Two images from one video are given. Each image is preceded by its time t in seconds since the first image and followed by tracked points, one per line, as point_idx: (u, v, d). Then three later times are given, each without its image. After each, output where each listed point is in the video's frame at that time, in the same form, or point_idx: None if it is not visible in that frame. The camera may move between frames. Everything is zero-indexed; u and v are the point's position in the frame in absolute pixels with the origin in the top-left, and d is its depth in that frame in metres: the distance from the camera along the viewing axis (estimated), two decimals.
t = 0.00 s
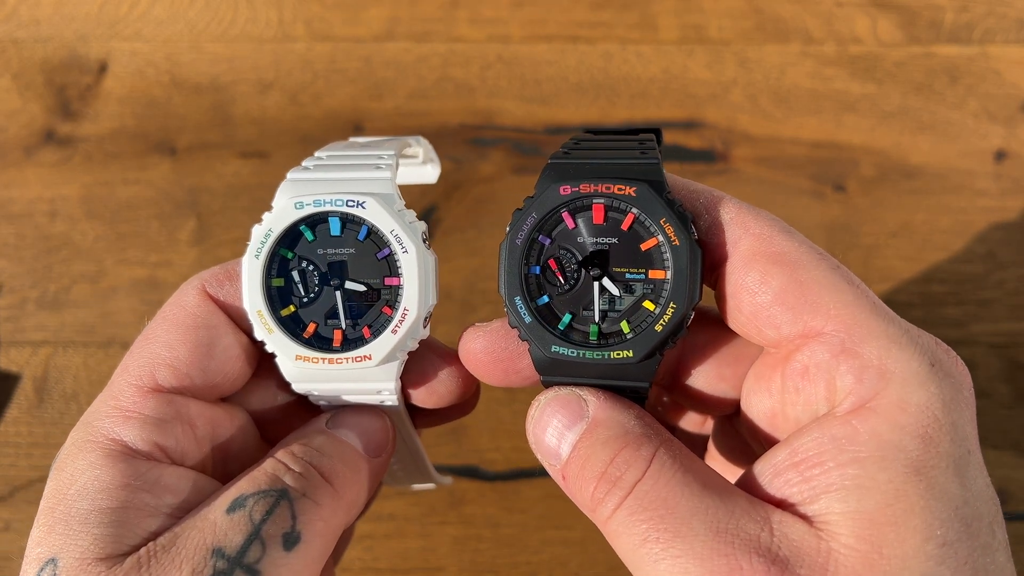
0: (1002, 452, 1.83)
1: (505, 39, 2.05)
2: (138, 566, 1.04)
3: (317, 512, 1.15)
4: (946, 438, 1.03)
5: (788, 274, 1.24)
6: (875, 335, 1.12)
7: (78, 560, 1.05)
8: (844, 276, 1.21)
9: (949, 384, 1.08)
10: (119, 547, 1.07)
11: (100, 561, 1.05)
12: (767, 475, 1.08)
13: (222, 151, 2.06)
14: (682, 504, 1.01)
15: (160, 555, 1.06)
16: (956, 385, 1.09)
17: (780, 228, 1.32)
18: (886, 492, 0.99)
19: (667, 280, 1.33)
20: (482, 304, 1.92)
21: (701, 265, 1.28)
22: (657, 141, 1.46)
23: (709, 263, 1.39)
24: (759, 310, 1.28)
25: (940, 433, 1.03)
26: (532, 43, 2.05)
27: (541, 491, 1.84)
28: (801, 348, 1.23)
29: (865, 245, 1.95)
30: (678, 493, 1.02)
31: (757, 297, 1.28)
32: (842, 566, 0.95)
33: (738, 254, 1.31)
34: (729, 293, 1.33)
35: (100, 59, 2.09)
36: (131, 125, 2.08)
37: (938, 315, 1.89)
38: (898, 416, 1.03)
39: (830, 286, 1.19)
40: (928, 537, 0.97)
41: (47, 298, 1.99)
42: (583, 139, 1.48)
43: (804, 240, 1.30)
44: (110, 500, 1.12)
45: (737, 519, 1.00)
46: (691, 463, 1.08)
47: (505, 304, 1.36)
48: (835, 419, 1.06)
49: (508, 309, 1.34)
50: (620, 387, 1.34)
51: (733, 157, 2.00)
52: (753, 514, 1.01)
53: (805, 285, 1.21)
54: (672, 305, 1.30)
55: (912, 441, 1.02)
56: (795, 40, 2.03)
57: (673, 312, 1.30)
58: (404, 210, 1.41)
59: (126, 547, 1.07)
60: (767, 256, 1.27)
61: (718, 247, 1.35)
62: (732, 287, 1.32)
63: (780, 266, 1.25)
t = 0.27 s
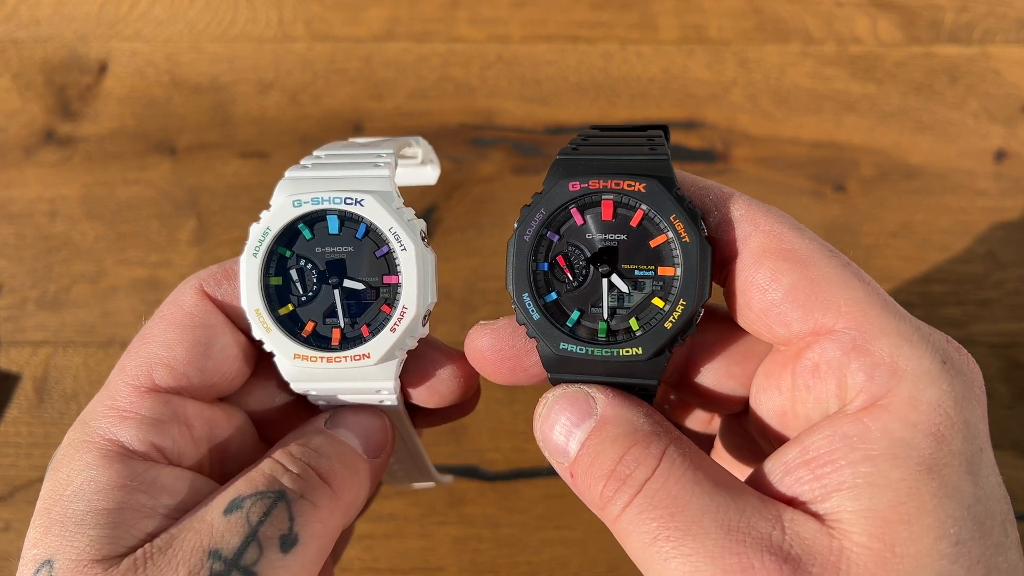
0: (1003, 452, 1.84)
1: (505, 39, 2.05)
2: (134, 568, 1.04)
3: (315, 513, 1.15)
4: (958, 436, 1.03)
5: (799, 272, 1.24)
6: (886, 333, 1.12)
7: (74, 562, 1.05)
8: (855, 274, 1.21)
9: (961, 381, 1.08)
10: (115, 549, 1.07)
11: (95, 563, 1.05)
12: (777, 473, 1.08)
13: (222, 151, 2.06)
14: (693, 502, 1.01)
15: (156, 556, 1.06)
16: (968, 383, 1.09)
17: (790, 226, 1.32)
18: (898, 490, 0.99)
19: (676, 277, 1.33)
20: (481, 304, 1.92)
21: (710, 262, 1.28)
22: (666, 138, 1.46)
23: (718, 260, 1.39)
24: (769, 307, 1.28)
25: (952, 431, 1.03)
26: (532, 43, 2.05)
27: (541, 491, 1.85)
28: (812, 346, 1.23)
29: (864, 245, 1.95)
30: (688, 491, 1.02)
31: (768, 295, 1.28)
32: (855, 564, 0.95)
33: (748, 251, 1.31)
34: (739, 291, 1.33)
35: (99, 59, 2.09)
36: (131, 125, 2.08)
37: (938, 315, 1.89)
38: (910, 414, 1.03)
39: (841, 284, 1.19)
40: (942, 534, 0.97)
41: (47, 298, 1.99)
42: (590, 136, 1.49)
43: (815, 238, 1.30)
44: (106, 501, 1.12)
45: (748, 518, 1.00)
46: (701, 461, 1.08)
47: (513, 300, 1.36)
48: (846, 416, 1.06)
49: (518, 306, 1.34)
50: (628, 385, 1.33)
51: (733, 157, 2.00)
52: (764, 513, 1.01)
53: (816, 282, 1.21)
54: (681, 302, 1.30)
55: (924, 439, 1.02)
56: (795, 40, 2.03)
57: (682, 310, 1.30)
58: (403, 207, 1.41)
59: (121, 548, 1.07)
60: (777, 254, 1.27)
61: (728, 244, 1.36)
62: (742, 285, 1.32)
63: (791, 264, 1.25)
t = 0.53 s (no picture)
0: (1003, 452, 1.84)
1: (505, 39, 2.05)
2: (146, 561, 1.04)
3: (326, 507, 1.15)
4: (964, 439, 1.03)
5: (800, 277, 1.24)
6: (890, 337, 1.12)
7: (88, 554, 1.05)
8: (856, 279, 1.21)
9: (966, 384, 1.08)
10: (128, 542, 1.07)
11: (109, 556, 1.05)
12: (780, 477, 1.08)
13: (222, 151, 2.06)
14: (697, 507, 1.01)
15: (169, 550, 1.06)
16: (974, 385, 1.09)
17: (790, 231, 1.32)
18: (902, 495, 0.99)
19: (676, 280, 1.32)
20: (482, 304, 1.92)
21: (709, 264, 1.28)
22: (665, 140, 1.47)
23: (718, 265, 1.39)
24: (770, 313, 1.28)
25: (957, 434, 1.03)
26: (532, 43, 2.05)
27: (541, 491, 1.84)
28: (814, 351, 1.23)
29: (864, 245, 1.95)
30: (692, 496, 1.02)
31: (769, 301, 1.27)
32: (859, 569, 0.96)
33: (749, 257, 1.31)
34: (740, 296, 1.33)
35: (100, 59, 2.09)
36: (131, 125, 2.08)
37: (938, 315, 1.89)
38: (914, 418, 1.03)
39: (842, 288, 1.19)
40: (946, 539, 0.98)
41: (47, 298, 1.99)
42: (591, 140, 1.50)
43: (815, 242, 1.30)
44: (119, 495, 1.12)
45: (753, 522, 1.00)
46: (705, 466, 1.08)
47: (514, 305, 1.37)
48: (850, 421, 1.06)
49: (518, 311, 1.35)
50: (629, 389, 1.32)
51: (733, 156, 2.00)
52: (767, 517, 1.01)
53: (817, 287, 1.21)
54: (680, 305, 1.29)
55: (929, 443, 1.02)
56: (795, 40, 2.03)
57: (682, 312, 1.29)
58: (413, 207, 1.41)
59: (134, 541, 1.07)
60: (778, 259, 1.27)
61: (727, 251, 1.35)
62: (743, 290, 1.32)
63: (792, 268, 1.25)
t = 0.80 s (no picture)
0: (1002, 452, 1.84)
1: (505, 39, 2.05)
2: (150, 559, 1.04)
3: (328, 507, 1.15)
4: (941, 456, 1.02)
5: (779, 289, 1.23)
6: (869, 350, 1.10)
7: (92, 551, 1.05)
8: (840, 289, 1.19)
9: (948, 399, 1.06)
10: (132, 540, 1.07)
11: (113, 554, 1.05)
12: (757, 489, 1.09)
13: (222, 151, 2.06)
14: (671, 519, 1.02)
15: (173, 547, 1.06)
16: (957, 400, 1.06)
17: (773, 241, 1.30)
18: (872, 513, 0.99)
19: (654, 292, 1.31)
20: (481, 304, 1.92)
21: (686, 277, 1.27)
22: (650, 148, 1.45)
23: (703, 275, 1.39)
24: (751, 325, 1.27)
25: (934, 451, 1.02)
26: (532, 43, 2.05)
27: (541, 491, 1.84)
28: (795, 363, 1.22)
29: (865, 245, 1.95)
30: (667, 508, 1.03)
31: (750, 313, 1.27)
32: None
33: (730, 269, 1.31)
34: (723, 307, 1.33)
35: (100, 59, 2.09)
36: (131, 125, 2.08)
37: (937, 315, 1.89)
38: (889, 435, 1.03)
39: (821, 300, 1.18)
40: (915, 560, 0.97)
41: (47, 298, 1.99)
42: (581, 147, 1.49)
43: (798, 252, 1.28)
44: (124, 493, 1.12)
45: (723, 535, 1.00)
46: (687, 473, 1.09)
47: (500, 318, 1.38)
48: (825, 436, 1.06)
49: (504, 324, 1.36)
50: (619, 397, 1.34)
51: (733, 156, 2.00)
52: (738, 531, 1.01)
53: (795, 300, 1.20)
54: (658, 318, 1.28)
55: (903, 461, 1.01)
56: (795, 40, 2.03)
57: (659, 325, 1.28)
58: (412, 215, 1.41)
59: (139, 539, 1.07)
60: (755, 272, 1.27)
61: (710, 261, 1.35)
62: (725, 302, 1.32)
63: (771, 281, 1.24)
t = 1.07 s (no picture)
0: (1002, 452, 1.84)
1: (505, 39, 2.05)
2: (134, 564, 1.04)
3: (314, 511, 1.15)
4: (928, 454, 1.03)
5: (767, 288, 1.23)
6: (856, 349, 1.10)
7: (75, 557, 1.05)
8: (827, 287, 1.19)
9: (934, 398, 1.06)
10: (115, 545, 1.07)
11: (95, 559, 1.05)
12: (744, 489, 1.09)
13: (222, 151, 2.06)
14: (659, 519, 1.02)
15: (157, 552, 1.06)
16: (943, 399, 1.07)
17: (760, 240, 1.30)
18: (860, 512, 0.99)
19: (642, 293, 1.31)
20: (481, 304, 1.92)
21: (673, 276, 1.28)
22: (636, 148, 1.46)
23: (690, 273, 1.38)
24: (739, 324, 1.27)
25: (921, 450, 1.03)
26: (532, 43, 2.05)
27: (541, 491, 1.84)
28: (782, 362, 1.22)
29: (865, 245, 1.95)
30: (656, 509, 1.03)
31: (737, 312, 1.27)
32: None
33: (718, 267, 1.30)
34: (710, 305, 1.32)
35: (100, 59, 2.09)
36: (131, 125, 2.08)
37: (937, 314, 1.89)
38: (876, 434, 1.03)
39: (809, 299, 1.17)
40: (903, 558, 0.97)
41: (47, 298, 1.99)
42: (567, 147, 1.49)
43: (785, 250, 1.28)
44: (106, 497, 1.12)
45: (712, 535, 1.00)
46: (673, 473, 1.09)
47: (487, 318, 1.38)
48: (812, 436, 1.06)
49: (491, 324, 1.36)
50: (606, 398, 1.34)
51: (733, 156, 2.00)
52: (728, 531, 1.01)
53: (782, 299, 1.20)
54: (645, 318, 1.29)
55: (890, 459, 1.02)
56: (795, 40, 2.03)
57: (647, 325, 1.28)
58: (398, 213, 1.41)
59: (121, 544, 1.07)
60: (742, 270, 1.26)
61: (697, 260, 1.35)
62: (712, 301, 1.31)
63: (759, 280, 1.24)
